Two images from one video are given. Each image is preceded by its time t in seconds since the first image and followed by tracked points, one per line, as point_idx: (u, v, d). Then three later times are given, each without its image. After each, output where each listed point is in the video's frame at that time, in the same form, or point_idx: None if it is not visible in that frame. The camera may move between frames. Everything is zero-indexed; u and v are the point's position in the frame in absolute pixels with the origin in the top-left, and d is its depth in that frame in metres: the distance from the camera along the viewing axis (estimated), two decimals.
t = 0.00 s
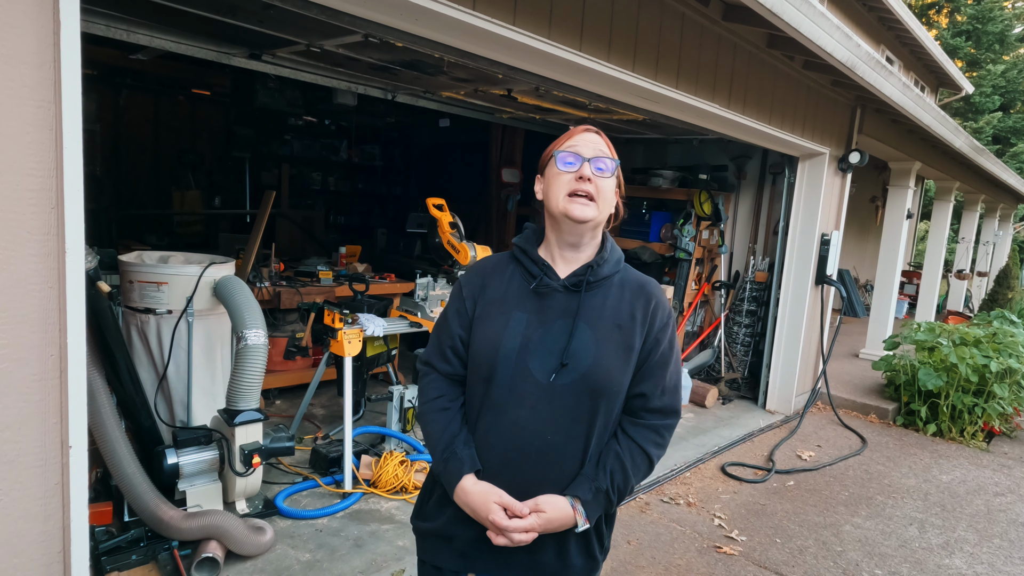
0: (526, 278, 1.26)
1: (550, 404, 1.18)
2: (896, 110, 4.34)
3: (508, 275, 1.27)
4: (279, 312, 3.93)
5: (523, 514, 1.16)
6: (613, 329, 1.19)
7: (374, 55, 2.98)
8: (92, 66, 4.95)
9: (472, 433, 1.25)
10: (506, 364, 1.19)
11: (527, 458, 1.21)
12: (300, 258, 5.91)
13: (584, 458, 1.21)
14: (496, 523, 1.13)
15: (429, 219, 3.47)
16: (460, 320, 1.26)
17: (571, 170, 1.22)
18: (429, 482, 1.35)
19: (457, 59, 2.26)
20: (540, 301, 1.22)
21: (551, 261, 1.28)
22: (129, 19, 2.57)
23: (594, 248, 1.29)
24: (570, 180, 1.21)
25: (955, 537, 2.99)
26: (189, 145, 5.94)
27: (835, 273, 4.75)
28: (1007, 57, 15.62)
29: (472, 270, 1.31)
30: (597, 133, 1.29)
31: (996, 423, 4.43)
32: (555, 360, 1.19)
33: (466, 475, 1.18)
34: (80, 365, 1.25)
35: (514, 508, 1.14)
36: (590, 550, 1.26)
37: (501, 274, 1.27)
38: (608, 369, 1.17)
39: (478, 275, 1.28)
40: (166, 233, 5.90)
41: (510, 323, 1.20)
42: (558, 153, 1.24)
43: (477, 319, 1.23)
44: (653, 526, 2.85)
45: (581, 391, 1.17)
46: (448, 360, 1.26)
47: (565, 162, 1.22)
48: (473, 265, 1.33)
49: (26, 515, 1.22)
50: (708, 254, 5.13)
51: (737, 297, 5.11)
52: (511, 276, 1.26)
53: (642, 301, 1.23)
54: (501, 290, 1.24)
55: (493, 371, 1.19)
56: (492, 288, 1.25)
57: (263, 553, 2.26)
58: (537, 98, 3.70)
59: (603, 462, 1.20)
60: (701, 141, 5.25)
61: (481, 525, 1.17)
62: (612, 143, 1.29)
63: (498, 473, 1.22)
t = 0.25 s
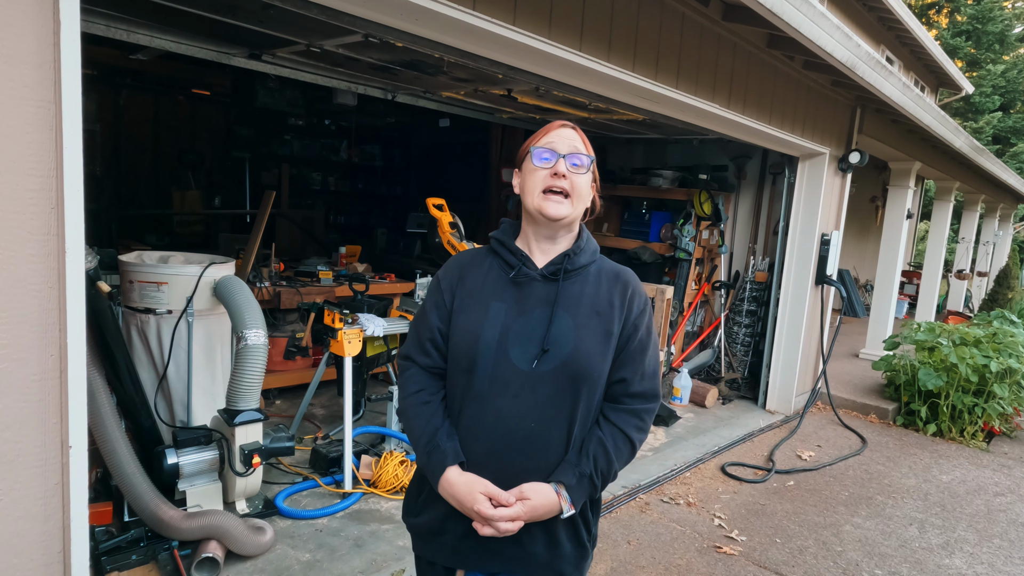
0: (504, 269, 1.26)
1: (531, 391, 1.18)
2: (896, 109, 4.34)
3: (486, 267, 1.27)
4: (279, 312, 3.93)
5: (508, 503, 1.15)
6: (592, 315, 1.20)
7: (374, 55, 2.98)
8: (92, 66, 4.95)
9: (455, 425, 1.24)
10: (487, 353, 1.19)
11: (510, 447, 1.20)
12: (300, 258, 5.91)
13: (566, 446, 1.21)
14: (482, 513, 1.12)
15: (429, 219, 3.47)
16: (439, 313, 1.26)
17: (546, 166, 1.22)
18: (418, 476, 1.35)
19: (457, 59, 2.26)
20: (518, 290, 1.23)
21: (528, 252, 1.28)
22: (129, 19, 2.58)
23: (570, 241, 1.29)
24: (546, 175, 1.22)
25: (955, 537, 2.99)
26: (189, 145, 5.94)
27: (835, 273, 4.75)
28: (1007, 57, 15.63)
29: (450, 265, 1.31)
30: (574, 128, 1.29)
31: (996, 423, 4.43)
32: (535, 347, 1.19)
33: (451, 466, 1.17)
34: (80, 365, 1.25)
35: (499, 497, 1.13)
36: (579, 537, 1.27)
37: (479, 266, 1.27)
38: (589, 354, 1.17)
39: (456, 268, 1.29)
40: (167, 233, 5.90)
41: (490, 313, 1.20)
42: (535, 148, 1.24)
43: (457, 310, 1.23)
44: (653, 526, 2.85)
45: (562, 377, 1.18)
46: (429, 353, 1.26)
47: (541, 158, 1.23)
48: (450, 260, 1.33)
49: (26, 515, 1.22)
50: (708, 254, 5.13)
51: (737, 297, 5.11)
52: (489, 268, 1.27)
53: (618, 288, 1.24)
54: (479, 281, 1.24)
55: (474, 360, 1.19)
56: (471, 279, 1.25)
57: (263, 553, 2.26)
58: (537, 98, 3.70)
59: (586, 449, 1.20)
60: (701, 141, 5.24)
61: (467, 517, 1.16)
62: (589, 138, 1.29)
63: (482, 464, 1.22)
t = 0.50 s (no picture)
0: (490, 278, 1.25)
1: (528, 395, 1.19)
2: (896, 109, 4.34)
3: (472, 277, 1.26)
4: (279, 312, 3.93)
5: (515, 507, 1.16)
6: (582, 315, 1.21)
7: (374, 55, 2.98)
8: (92, 66, 4.95)
9: (454, 435, 1.23)
10: (481, 361, 1.18)
11: (510, 453, 1.20)
12: (300, 258, 5.92)
13: (567, 445, 1.22)
14: (490, 520, 1.12)
15: (429, 219, 3.47)
16: (427, 325, 1.25)
17: (527, 176, 1.21)
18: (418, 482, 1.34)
19: (457, 59, 2.26)
20: (508, 297, 1.22)
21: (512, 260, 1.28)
22: (129, 20, 2.58)
23: (552, 246, 1.30)
24: (527, 186, 1.20)
25: (955, 537, 2.99)
26: (189, 145, 5.94)
27: (835, 273, 4.76)
28: (1007, 57, 15.63)
29: (434, 277, 1.30)
30: (552, 134, 1.26)
31: (996, 423, 4.43)
32: (529, 351, 1.19)
33: (453, 478, 1.16)
34: (80, 365, 1.26)
35: (506, 503, 1.14)
36: (584, 533, 1.27)
37: (464, 276, 1.27)
38: (583, 355, 1.18)
39: (441, 280, 1.28)
40: (167, 233, 5.91)
41: (481, 321, 1.20)
42: (515, 158, 1.23)
43: (447, 321, 1.22)
44: (653, 526, 2.85)
45: (558, 379, 1.18)
46: (421, 366, 1.24)
47: (521, 169, 1.21)
48: (433, 273, 1.32)
49: (26, 515, 1.22)
50: (708, 254, 5.13)
51: (737, 297, 5.11)
52: (475, 277, 1.26)
53: (605, 287, 1.26)
54: (466, 291, 1.24)
55: (469, 370, 1.19)
56: (458, 290, 1.25)
57: (263, 553, 2.26)
58: (537, 98, 3.70)
59: (586, 447, 1.21)
60: (701, 141, 5.24)
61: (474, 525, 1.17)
62: (567, 144, 1.27)
63: (484, 471, 1.22)
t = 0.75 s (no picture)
0: (489, 282, 1.25)
1: (531, 399, 1.19)
2: (896, 109, 4.34)
3: (471, 281, 1.26)
4: (279, 312, 3.93)
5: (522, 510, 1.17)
6: (584, 316, 1.21)
7: (374, 55, 2.98)
8: (92, 66, 4.95)
9: (458, 440, 1.24)
10: (483, 366, 1.18)
11: (515, 457, 1.21)
12: (300, 258, 5.92)
13: (571, 447, 1.22)
14: (498, 524, 1.13)
15: (428, 219, 3.47)
16: (428, 332, 1.25)
17: (516, 175, 1.21)
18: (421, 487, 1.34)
19: (457, 59, 2.26)
20: (508, 301, 1.22)
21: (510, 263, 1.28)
22: (129, 20, 2.57)
23: (550, 245, 1.29)
24: (516, 185, 1.20)
25: (955, 537, 2.99)
26: (189, 145, 5.94)
27: (835, 273, 4.76)
28: (1007, 57, 15.62)
29: (433, 283, 1.30)
30: (538, 133, 1.27)
31: (996, 423, 4.43)
32: (531, 355, 1.19)
33: (458, 484, 1.17)
34: (80, 366, 1.25)
35: (513, 507, 1.15)
36: (590, 528, 1.27)
37: (464, 281, 1.26)
38: (584, 357, 1.18)
39: (440, 285, 1.27)
40: (167, 233, 5.91)
41: (482, 326, 1.19)
42: (503, 159, 1.23)
43: (448, 327, 1.22)
44: (653, 526, 2.85)
45: (561, 382, 1.18)
46: (423, 373, 1.24)
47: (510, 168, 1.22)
48: (432, 278, 1.31)
49: (26, 515, 1.22)
50: (708, 254, 5.12)
51: (737, 297, 5.11)
52: (475, 281, 1.26)
53: (605, 287, 1.25)
54: (466, 296, 1.23)
55: (472, 376, 1.18)
56: (457, 295, 1.24)
57: (263, 553, 2.26)
58: (537, 98, 3.70)
59: (590, 448, 1.21)
60: (701, 141, 5.24)
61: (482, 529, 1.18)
62: (554, 140, 1.28)
63: (489, 477, 1.22)
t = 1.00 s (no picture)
0: (498, 290, 1.25)
1: (538, 413, 1.19)
2: (896, 109, 4.34)
3: (480, 289, 1.26)
4: (279, 312, 3.93)
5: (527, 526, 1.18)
6: (593, 328, 1.20)
7: (374, 55, 2.98)
8: (92, 66, 4.95)
9: (465, 451, 1.25)
10: (490, 379, 1.18)
11: (521, 470, 1.21)
12: (300, 258, 5.92)
13: (577, 461, 1.22)
14: (504, 541, 1.15)
15: (428, 219, 3.47)
16: (436, 340, 1.25)
17: (516, 182, 1.21)
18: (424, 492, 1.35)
19: (457, 59, 2.26)
20: (516, 311, 1.22)
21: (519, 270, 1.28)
22: (129, 19, 2.58)
23: (558, 250, 1.28)
24: (517, 192, 1.20)
25: (955, 537, 2.99)
26: (189, 145, 5.94)
27: (835, 273, 4.76)
28: (1007, 57, 15.62)
29: (442, 288, 1.30)
30: (537, 134, 1.26)
31: (996, 423, 4.43)
32: (538, 369, 1.19)
33: (465, 499, 1.18)
34: (80, 366, 1.25)
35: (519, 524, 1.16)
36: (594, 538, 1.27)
37: (473, 288, 1.27)
38: (592, 372, 1.17)
39: (449, 292, 1.28)
40: (167, 233, 5.91)
41: (489, 337, 1.19)
42: (503, 166, 1.23)
43: (455, 337, 1.22)
44: (653, 526, 2.85)
45: (568, 396, 1.18)
46: (431, 382, 1.25)
47: (510, 175, 1.21)
48: (441, 283, 1.32)
49: (26, 515, 1.22)
50: (708, 254, 5.13)
51: (737, 297, 5.11)
52: (484, 289, 1.26)
53: (615, 296, 1.24)
54: (474, 305, 1.23)
55: (478, 389, 1.19)
56: (466, 303, 1.25)
57: (263, 553, 2.26)
58: (537, 98, 3.70)
59: (597, 462, 1.21)
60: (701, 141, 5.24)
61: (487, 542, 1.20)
62: (554, 140, 1.26)
63: (496, 489, 1.23)
